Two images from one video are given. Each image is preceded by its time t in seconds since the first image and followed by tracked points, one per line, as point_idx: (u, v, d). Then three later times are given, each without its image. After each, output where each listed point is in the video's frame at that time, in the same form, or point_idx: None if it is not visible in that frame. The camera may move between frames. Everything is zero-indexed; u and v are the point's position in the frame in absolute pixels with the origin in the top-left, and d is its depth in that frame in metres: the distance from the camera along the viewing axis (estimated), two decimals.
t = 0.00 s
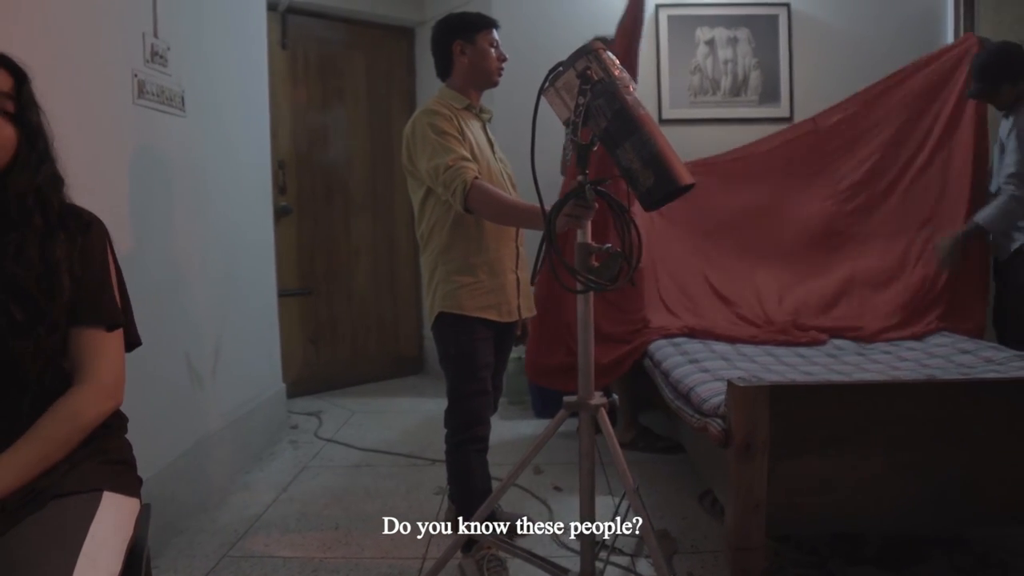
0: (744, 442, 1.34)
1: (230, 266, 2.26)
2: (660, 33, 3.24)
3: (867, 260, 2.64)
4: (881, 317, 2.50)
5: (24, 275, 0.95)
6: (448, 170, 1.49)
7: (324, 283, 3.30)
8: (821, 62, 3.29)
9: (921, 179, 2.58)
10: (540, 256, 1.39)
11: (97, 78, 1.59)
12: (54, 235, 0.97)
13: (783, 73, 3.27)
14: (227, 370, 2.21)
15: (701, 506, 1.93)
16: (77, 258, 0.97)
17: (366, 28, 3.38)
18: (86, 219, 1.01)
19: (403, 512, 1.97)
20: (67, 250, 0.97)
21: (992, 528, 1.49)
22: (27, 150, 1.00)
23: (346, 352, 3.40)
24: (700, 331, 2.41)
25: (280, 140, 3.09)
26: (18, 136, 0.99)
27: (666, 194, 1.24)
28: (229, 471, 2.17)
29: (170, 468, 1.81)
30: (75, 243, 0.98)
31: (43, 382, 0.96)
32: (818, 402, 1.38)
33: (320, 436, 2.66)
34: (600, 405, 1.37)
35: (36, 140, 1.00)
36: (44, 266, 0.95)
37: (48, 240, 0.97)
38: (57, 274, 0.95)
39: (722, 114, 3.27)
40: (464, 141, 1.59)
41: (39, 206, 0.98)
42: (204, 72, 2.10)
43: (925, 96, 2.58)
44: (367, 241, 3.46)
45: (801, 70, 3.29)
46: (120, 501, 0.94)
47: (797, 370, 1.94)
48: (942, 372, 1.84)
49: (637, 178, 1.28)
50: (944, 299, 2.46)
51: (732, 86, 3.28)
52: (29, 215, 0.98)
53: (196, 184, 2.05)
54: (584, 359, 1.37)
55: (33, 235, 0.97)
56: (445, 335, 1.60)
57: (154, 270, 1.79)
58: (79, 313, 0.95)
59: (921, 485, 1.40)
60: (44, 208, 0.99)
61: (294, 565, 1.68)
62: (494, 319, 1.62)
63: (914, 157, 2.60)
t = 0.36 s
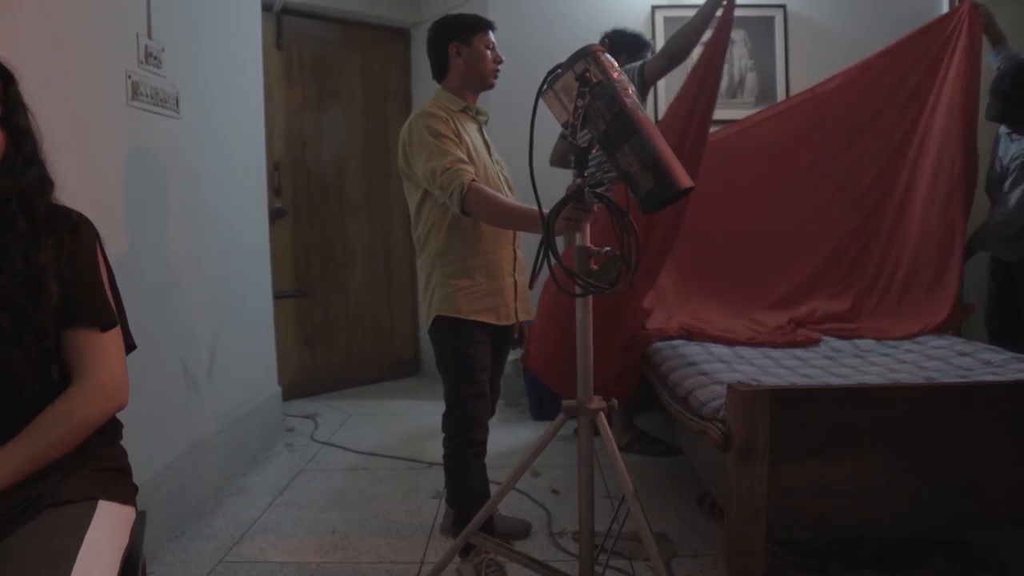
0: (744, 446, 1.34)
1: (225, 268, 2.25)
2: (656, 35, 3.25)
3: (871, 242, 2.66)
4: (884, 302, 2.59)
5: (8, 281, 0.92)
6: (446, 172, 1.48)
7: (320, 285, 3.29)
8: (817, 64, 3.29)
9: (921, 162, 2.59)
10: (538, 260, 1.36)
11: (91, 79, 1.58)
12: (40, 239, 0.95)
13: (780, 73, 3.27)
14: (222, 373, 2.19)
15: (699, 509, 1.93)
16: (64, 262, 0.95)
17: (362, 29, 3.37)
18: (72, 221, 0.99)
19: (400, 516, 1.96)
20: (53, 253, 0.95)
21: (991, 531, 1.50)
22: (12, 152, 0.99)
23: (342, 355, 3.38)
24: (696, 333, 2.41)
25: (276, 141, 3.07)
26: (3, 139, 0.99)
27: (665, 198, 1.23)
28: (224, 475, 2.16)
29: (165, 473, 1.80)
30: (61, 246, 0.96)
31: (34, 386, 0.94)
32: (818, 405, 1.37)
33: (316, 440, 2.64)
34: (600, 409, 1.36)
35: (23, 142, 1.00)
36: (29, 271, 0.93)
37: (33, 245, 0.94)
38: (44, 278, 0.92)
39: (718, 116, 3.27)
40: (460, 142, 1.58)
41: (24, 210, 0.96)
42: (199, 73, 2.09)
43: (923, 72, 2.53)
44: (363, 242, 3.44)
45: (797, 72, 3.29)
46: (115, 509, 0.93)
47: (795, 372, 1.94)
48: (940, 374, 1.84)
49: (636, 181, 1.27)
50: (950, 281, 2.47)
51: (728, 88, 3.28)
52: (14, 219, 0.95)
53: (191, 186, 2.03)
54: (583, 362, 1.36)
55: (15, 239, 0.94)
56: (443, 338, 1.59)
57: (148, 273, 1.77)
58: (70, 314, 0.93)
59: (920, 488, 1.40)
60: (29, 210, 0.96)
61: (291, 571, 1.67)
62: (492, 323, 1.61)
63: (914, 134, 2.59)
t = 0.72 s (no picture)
0: (745, 444, 1.33)
1: (224, 267, 2.24)
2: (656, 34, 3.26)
3: (891, 245, 2.57)
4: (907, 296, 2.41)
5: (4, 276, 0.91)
6: (446, 170, 1.47)
7: (319, 284, 3.29)
8: (816, 63, 3.30)
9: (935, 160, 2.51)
10: (538, 257, 1.35)
11: (91, 78, 1.57)
12: (36, 235, 0.93)
13: (778, 73, 3.28)
14: (221, 372, 2.19)
15: (699, 509, 1.92)
16: (61, 257, 0.94)
17: (361, 28, 3.37)
18: (70, 216, 0.99)
19: (399, 515, 1.96)
20: (49, 248, 0.94)
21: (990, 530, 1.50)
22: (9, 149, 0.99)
23: (340, 354, 3.38)
24: (695, 333, 2.41)
25: (275, 140, 3.07)
26: None
27: (667, 195, 1.23)
28: (222, 475, 2.15)
29: (163, 472, 1.79)
30: (57, 242, 0.95)
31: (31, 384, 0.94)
32: (818, 403, 1.37)
33: (315, 439, 2.63)
34: (600, 408, 1.35)
35: (20, 139, 0.99)
36: (24, 267, 0.91)
37: (28, 241, 0.93)
38: (40, 273, 0.91)
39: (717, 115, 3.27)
40: (460, 140, 1.58)
41: (20, 206, 0.95)
42: (198, 71, 2.08)
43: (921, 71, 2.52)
44: (362, 242, 3.44)
45: (796, 71, 3.30)
46: (115, 507, 0.92)
47: (794, 371, 1.94)
48: (938, 373, 1.84)
49: (637, 179, 1.27)
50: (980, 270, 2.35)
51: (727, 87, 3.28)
52: (9, 215, 0.94)
53: (189, 185, 2.03)
54: (582, 361, 1.36)
55: (12, 235, 0.93)
56: (442, 336, 1.58)
57: (147, 272, 1.77)
58: (65, 309, 0.92)
59: (919, 488, 1.40)
60: (25, 207, 0.95)
61: (289, 570, 1.66)
62: (492, 321, 1.61)
63: (925, 133, 2.53)
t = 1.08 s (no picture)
0: (743, 447, 1.33)
1: (218, 268, 2.23)
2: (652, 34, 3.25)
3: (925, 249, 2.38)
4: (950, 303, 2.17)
5: None
6: (442, 171, 1.47)
7: (314, 286, 3.27)
8: (813, 63, 3.30)
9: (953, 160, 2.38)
10: (535, 259, 1.34)
11: (83, 79, 1.56)
12: (22, 238, 0.92)
13: (774, 74, 3.27)
14: (215, 375, 2.17)
15: (697, 511, 1.92)
16: (46, 259, 0.93)
17: (357, 29, 3.36)
18: (58, 217, 0.98)
19: (396, 518, 1.95)
20: (35, 251, 0.92)
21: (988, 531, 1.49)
22: None
23: (336, 356, 3.36)
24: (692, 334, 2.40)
25: (270, 141, 3.05)
26: None
27: (664, 197, 1.23)
28: (217, 477, 2.13)
29: (156, 475, 1.77)
30: (44, 245, 0.94)
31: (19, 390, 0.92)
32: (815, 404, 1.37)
33: (311, 441, 2.62)
34: (597, 411, 1.34)
35: (8, 141, 0.98)
36: (9, 269, 0.90)
37: (14, 244, 0.91)
38: (23, 278, 0.90)
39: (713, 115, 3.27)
40: (457, 141, 1.57)
41: (6, 208, 0.94)
42: (192, 72, 2.07)
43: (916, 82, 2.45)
44: (357, 243, 3.42)
45: (793, 71, 3.29)
46: (107, 513, 0.91)
47: (792, 372, 1.93)
48: (936, 374, 1.83)
49: (634, 180, 1.26)
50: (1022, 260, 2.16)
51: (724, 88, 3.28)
52: None
53: (183, 186, 2.01)
54: (579, 363, 1.35)
55: None
56: (438, 338, 1.57)
57: (141, 273, 1.75)
58: (48, 312, 0.91)
59: (917, 490, 1.39)
60: (12, 209, 0.94)
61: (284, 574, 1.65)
62: (488, 323, 1.60)
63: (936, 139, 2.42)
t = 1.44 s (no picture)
0: (740, 447, 1.32)
1: (212, 268, 2.21)
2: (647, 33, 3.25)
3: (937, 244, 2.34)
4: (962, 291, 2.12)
5: None
6: (437, 170, 1.45)
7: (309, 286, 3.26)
8: (809, 62, 3.29)
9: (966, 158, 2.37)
10: (530, 259, 1.33)
11: (74, 77, 1.54)
12: (13, 239, 0.91)
13: (770, 73, 3.27)
14: (209, 375, 2.15)
15: (693, 511, 1.91)
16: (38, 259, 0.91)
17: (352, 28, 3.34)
18: (50, 217, 0.96)
19: (390, 518, 1.94)
20: (27, 252, 0.91)
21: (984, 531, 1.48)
22: None
23: (331, 356, 3.35)
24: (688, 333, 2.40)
25: (264, 140, 3.04)
26: None
27: (661, 195, 1.21)
28: (210, 477, 2.12)
29: (149, 477, 1.76)
30: (35, 246, 0.92)
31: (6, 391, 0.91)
32: (812, 404, 1.36)
33: (306, 442, 2.61)
34: (593, 411, 1.33)
35: None
36: None
37: (5, 244, 0.90)
38: (17, 279, 0.88)
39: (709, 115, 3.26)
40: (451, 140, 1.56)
41: None
42: (184, 69, 2.05)
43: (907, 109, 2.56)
44: (352, 242, 3.41)
45: (789, 71, 3.29)
46: (97, 516, 0.90)
47: (788, 372, 1.92)
48: (933, 373, 1.82)
49: (631, 178, 1.25)
50: None
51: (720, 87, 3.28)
52: None
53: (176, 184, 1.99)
54: (575, 362, 1.34)
55: None
56: (433, 338, 1.56)
57: (133, 273, 1.74)
58: (44, 313, 0.90)
59: (914, 490, 1.38)
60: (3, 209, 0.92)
61: None
62: (484, 323, 1.59)
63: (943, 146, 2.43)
